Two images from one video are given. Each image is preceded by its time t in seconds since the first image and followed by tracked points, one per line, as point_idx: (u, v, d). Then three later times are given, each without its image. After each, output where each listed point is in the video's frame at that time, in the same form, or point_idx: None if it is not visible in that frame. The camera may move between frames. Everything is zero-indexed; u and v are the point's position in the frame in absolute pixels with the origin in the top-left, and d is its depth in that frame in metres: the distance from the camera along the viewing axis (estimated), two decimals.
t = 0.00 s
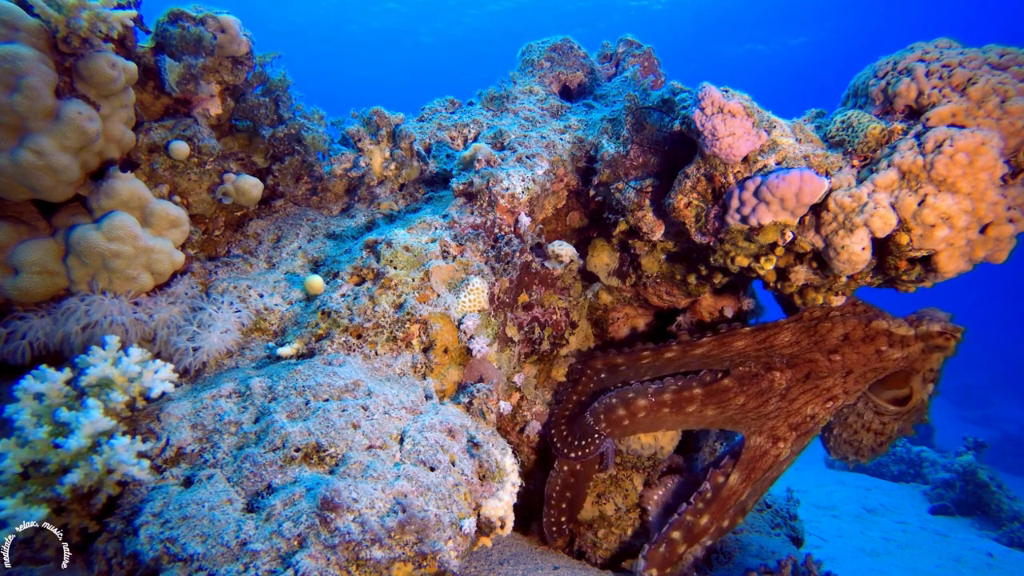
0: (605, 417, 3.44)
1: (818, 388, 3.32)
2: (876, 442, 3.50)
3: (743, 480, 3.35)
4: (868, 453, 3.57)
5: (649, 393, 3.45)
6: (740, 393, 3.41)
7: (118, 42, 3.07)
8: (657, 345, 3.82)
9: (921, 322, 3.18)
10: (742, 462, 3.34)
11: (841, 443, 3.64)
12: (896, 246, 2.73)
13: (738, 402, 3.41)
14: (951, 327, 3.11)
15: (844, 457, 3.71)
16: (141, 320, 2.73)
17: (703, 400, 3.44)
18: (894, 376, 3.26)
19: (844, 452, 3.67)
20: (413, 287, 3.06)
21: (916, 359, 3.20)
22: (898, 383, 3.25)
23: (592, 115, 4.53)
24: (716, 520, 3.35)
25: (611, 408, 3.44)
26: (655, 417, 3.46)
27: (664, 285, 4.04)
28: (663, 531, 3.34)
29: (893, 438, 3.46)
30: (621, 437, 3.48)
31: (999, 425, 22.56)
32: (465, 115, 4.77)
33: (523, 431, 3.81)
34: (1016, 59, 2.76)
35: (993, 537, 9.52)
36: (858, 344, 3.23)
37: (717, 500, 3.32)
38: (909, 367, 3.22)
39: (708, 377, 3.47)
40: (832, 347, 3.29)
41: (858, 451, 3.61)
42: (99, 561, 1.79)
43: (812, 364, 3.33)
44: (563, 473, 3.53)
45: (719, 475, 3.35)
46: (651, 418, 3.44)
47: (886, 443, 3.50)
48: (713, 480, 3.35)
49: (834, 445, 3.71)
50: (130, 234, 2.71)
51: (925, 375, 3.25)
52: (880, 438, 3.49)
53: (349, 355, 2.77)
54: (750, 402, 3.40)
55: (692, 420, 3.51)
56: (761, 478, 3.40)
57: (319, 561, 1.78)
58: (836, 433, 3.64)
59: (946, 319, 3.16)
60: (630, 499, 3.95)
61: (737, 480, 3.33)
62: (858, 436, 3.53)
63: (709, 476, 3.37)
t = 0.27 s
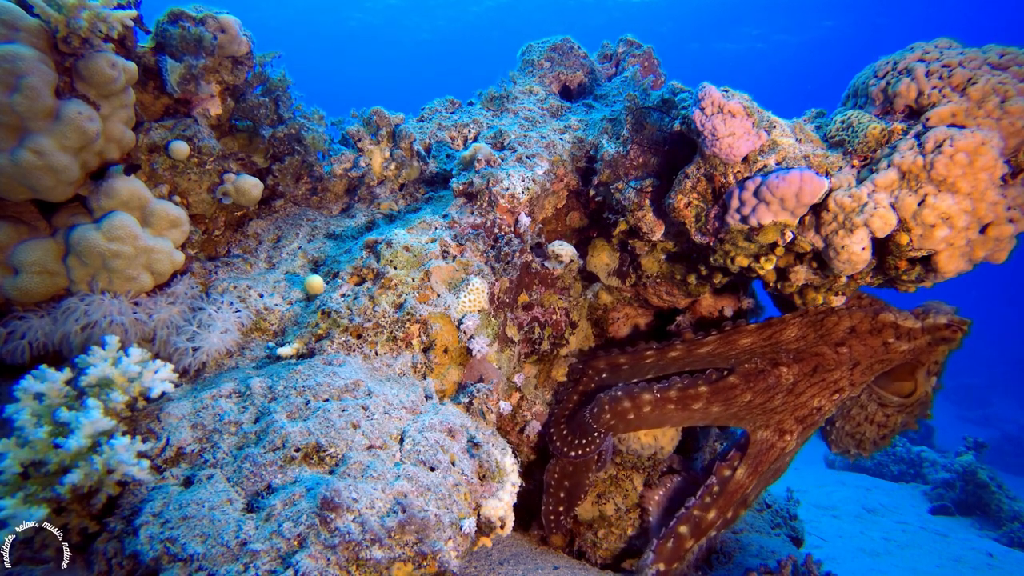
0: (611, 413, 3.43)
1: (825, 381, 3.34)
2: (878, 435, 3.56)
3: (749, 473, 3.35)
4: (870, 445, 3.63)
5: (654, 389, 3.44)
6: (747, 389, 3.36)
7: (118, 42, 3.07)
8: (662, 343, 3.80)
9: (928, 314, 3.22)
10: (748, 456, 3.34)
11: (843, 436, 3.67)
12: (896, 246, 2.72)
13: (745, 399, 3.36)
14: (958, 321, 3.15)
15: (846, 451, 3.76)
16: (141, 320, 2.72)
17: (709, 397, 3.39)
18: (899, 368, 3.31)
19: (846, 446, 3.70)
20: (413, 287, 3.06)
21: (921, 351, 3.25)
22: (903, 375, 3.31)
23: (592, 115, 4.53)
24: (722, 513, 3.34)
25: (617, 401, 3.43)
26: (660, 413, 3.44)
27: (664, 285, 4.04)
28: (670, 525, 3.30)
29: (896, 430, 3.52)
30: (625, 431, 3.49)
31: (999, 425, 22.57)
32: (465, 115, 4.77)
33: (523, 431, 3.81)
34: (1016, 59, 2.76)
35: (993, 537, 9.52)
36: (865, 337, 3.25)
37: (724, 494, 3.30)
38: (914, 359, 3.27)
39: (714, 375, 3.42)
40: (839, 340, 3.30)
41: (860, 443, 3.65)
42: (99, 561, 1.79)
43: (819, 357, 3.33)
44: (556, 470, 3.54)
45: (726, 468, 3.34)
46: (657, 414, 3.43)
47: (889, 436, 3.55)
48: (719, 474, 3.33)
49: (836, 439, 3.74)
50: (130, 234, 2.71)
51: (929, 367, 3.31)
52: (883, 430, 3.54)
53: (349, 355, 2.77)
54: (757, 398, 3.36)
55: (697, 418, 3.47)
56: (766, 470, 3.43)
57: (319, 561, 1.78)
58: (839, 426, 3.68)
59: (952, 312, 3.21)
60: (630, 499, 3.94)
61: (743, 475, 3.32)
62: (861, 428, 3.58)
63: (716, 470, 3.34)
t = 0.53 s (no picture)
0: (619, 409, 3.43)
1: (831, 372, 3.34)
2: (880, 425, 3.70)
3: (756, 466, 3.42)
4: (870, 436, 3.78)
5: (661, 385, 3.46)
6: (753, 383, 3.40)
7: (118, 42, 3.07)
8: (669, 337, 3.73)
9: (934, 306, 3.20)
10: (756, 449, 3.40)
11: (844, 427, 3.79)
12: (896, 246, 2.72)
13: (751, 393, 3.41)
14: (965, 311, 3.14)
15: (846, 441, 3.89)
16: (140, 321, 2.72)
17: (716, 392, 3.44)
18: (905, 360, 3.39)
19: (846, 436, 3.84)
20: (413, 287, 3.06)
21: (928, 342, 3.26)
22: (908, 367, 3.40)
23: (592, 115, 4.53)
24: (730, 506, 3.40)
25: (625, 397, 3.44)
26: (668, 410, 3.45)
27: (664, 285, 4.04)
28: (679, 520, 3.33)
29: (897, 421, 3.67)
30: (632, 428, 3.49)
31: (999, 425, 22.57)
32: (465, 115, 4.77)
33: (523, 431, 3.81)
34: (1016, 59, 2.76)
35: (993, 537, 9.52)
36: (872, 328, 3.23)
37: (732, 488, 3.36)
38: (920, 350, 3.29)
39: (720, 369, 3.46)
40: (846, 332, 3.28)
41: (860, 434, 3.80)
42: (99, 561, 1.79)
43: (826, 350, 3.32)
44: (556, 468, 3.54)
45: (735, 462, 3.38)
46: (664, 410, 3.44)
47: (889, 426, 3.71)
48: (728, 467, 3.38)
49: (835, 430, 3.87)
50: (130, 234, 2.71)
51: (933, 360, 3.39)
52: (884, 421, 3.69)
53: (349, 355, 2.77)
54: (763, 392, 3.41)
55: (703, 413, 3.51)
56: (772, 462, 3.50)
57: (319, 561, 1.77)
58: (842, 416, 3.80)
59: (959, 303, 3.20)
60: (630, 500, 3.95)
61: (751, 467, 3.39)
62: (863, 418, 3.72)
63: (725, 463, 3.39)
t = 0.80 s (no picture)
0: (633, 405, 3.41)
1: (842, 366, 3.41)
2: (884, 416, 3.77)
3: (765, 457, 3.53)
4: (872, 427, 3.85)
5: (674, 381, 3.45)
6: (766, 378, 3.42)
7: (118, 42, 3.07)
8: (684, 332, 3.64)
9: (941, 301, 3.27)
10: (765, 440, 3.49)
11: (848, 418, 3.81)
12: (896, 246, 2.72)
13: (762, 389, 3.44)
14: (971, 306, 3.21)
15: (846, 432, 3.93)
16: (140, 321, 2.72)
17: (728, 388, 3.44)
18: (914, 353, 3.44)
19: (849, 427, 3.87)
20: (413, 287, 3.05)
21: (936, 336, 3.33)
22: (916, 360, 3.45)
23: (592, 115, 4.53)
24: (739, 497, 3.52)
25: (639, 392, 3.42)
26: (679, 405, 3.46)
27: (664, 285, 4.04)
28: (690, 514, 3.46)
29: (899, 413, 3.76)
30: (643, 424, 3.49)
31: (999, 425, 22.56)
32: (465, 115, 4.77)
33: (523, 431, 3.80)
34: (1016, 59, 2.76)
35: (993, 537, 9.51)
36: (882, 322, 3.27)
37: (742, 480, 3.47)
38: (927, 345, 3.37)
39: (732, 366, 3.46)
40: (858, 327, 3.30)
41: (862, 425, 3.85)
42: (99, 561, 1.79)
43: (837, 345, 3.36)
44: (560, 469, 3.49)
45: (745, 453, 3.49)
46: (677, 405, 3.45)
47: (891, 419, 3.79)
48: (738, 459, 3.49)
49: (838, 421, 3.88)
50: (130, 234, 2.71)
51: (940, 354, 3.45)
52: (887, 413, 3.77)
53: (349, 355, 2.77)
54: (774, 387, 3.45)
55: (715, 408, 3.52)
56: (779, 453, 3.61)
57: (319, 561, 1.78)
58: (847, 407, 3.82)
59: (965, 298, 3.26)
60: (630, 499, 3.95)
61: (760, 459, 3.50)
62: (868, 409, 3.76)
63: (736, 455, 3.50)
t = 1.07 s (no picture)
0: (645, 401, 3.46)
1: (852, 363, 3.42)
2: (890, 409, 3.82)
3: (777, 452, 3.58)
4: (878, 421, 3.89)
5: (686, 380, 3.51)
6: (776, 378, 3.46)
7: (118, 42, 3.07)
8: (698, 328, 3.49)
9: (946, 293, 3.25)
10: (776, 436, 3.53)
11: (854, 411, 3.85)
12: (896, 246, 2.72)
13: (773, 388, 3.48)
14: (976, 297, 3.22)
15: (853, 427, 3.96)
16: (139, 321, 2.72)
17: (739, 389, 3.48)
18: (921, 347, 3.48)
19: (855, 421, 3.90)
20: (413, 287, 3.05)
21: (943, 330, 3.35)
22: (923, 353, 3.50)
23: (592, 115, 4.53)
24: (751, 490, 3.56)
25: (652, 389, 3.47)
26: (690, 403, 3.52)
27: (664, 285, 4.04)
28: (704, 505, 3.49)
29: (905, 406, 3.81)
30: (655, 422, 3.55)
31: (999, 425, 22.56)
32: (465, 115, 4.77)
33: (523, 431, 3.80)
34: (1016, 59, 2.76)
35: (993, 537, 9.51)
36: (892, 317, 3.24)
37: (755, 473, 3.50)
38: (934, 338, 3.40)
39: (743, 367, 3.49)
40: (869, 323, 3.27)
41: (869, 419, 3.88)
42: (99, 561, 1.79)
43: (848, 342, 3.35)
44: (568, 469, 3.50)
45: (757, 448, 3.52)
46: (687, 404, 3.52)
47: (897, 412, 3.83)
48: (751, 453, 3.51)
49: (844, 415, 3.91)
50: (130, 234, 2.71)
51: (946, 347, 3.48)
52: (893, 406, 3.81)
53: (349, 355, 2.77)
54: (784, 387, 3.48)
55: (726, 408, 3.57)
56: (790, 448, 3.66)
57: (319, 561, 1.78)
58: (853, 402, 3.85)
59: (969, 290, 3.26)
60: (630, 499, 3.93)
61: (772, 453, 3.55)
62: (875, 402, 3.81)
63: (748, 449, 3.52)
